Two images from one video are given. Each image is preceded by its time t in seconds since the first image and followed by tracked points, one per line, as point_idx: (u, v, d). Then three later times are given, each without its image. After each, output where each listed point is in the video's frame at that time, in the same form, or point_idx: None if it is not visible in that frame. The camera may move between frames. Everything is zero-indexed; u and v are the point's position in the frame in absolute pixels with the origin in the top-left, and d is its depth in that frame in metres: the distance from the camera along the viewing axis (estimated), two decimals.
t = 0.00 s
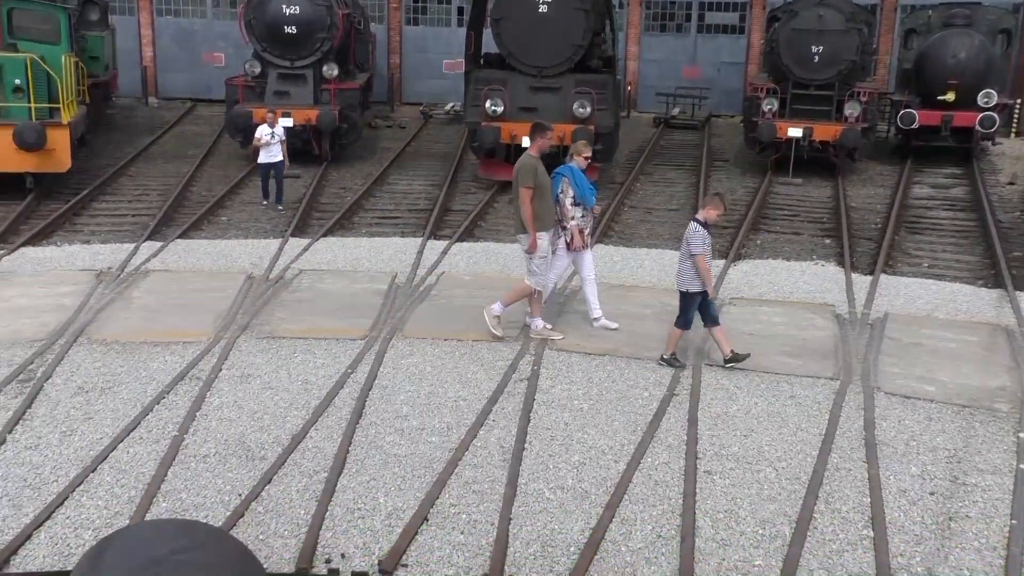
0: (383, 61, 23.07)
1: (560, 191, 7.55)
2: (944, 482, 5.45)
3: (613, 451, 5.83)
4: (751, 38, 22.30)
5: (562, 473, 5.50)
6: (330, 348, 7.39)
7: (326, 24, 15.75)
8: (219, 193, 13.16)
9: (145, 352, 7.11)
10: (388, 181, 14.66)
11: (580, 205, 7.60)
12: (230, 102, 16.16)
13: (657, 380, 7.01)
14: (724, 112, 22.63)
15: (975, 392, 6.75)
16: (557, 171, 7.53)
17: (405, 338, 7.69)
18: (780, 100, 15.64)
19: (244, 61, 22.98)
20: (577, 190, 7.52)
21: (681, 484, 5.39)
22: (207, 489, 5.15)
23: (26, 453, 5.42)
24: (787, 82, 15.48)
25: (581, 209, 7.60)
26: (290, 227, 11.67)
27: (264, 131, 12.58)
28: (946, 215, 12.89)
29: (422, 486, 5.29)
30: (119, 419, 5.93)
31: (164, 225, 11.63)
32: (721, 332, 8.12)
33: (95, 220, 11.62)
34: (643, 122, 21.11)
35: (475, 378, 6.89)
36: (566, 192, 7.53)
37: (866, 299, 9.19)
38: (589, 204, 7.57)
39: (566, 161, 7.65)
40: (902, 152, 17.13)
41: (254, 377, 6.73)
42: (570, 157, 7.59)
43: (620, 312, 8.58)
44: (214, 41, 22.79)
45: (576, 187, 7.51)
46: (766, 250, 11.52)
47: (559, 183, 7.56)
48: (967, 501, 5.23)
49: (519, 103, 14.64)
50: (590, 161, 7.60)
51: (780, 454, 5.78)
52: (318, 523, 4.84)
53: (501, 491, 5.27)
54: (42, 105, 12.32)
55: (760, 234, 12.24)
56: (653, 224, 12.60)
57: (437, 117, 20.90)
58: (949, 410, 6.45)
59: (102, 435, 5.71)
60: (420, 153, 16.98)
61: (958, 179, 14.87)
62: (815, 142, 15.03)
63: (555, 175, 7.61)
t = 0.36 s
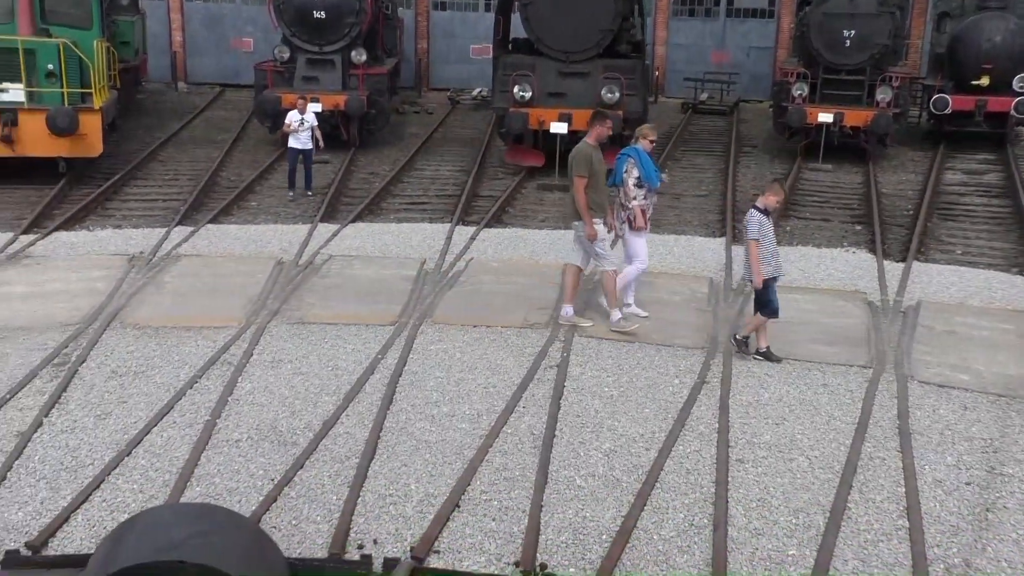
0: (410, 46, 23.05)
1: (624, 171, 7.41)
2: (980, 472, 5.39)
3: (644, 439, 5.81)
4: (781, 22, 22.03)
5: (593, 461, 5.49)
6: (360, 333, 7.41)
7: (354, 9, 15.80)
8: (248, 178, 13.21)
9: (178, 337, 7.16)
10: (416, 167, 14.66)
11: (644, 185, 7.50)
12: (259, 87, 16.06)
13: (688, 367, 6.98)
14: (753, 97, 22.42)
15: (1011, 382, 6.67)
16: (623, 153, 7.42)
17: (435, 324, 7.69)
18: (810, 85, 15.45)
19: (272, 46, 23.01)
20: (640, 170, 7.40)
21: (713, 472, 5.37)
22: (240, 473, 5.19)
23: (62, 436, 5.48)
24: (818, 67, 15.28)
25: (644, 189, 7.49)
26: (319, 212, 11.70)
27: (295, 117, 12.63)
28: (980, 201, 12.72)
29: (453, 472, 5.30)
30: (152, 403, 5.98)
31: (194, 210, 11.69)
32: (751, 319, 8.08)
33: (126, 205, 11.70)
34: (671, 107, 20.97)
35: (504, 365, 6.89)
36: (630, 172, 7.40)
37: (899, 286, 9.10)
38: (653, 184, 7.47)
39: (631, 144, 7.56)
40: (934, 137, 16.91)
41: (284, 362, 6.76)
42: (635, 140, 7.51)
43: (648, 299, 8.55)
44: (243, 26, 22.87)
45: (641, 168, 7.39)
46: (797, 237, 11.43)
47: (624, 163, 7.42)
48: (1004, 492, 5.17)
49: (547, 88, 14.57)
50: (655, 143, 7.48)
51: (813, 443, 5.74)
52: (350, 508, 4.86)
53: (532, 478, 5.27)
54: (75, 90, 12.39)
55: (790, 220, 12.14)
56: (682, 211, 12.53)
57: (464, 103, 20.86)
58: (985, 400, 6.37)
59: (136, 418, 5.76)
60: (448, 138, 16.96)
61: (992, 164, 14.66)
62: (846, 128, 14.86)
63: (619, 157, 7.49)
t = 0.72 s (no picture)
0: (434, 43, 23.06)
1: (684, 174, 7.39)
2: (1013, 473, 5.33)
3: (671, 438, 5.78)
4: (807, 18, 21.88)
5: (620, 459, 5.47)
6: (385, 330, 7.42)
7: (379, 6, 15.75)
8: (272, 175, 13.26)
9: (205, 332, 7.19)
10: (439, 163, 14.66)
11: (702, 189, 7.47)
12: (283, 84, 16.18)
13: (713, 366, 6.93)
14: (778, 94, 22.27)
15: None
16: (683, 155, 7.41)
17: (460, 321, 7.68)
18: (836, 81, 15.32)
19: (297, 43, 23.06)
20: (701, 174, 7.39)
21: (740, 472, 5.34)
22: (268, 470, 5.20)
23: (91, 430, 5.51)
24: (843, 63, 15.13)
25: (703, 192, 7.45)
26: (343, 209, 11.73)
27: (314, 116, 12.45)
28: (1009, 199, 12.58)
29: (480, 469, 5.29)
30: (180, 398, 6.01)
31: (220, 206, 11.75)
32: (777, 317, 8.02)
33: (152, 201, 11.77)
34: (695, 103, 20.87)
35: (530, 362, 6.87)
36: (691, 175, 7.38)
37: (927, 285, 9.01)
38: (712, 188, 7.44)
39: (690, 146, 7.53)
40: (962, 134, 16.74)
41: (310, 358, 6.78)
42: (693, 142, 7.48)
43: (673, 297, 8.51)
44: (267, 22, 22.95)
45: (702, 171, 7.38)
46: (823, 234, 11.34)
47: (684, 166, 7.40)
48: None
49: (571, 85, 14.53)
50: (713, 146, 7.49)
51: (841, 443, 5.69)
52: (378, 505, 4.86)
53: (558, 476, 5.25)
54: (102, 87, 12.47)
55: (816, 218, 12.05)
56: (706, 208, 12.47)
57: (487, 99, 20.84)
58: (1016, 400, 6.30)
59: (164, 414, 5.79)
60: (471, 135, 16.96)
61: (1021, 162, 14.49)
62: (872, 125, 14.74)
63: (679, 159, 7.47)
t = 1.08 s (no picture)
0: (455, 34, 23.04)
1: (747, 170, 7.37)
2: None
3: (695, 431, 5.76)
4: (831, 10, 21.73)
5: (644, 452, 5.46)
6: (408, 321, 7.44)
7: None
8: (295, 165, 13.29)
9: (229, 322, 7.23)
10: (461, 155, 14.65)
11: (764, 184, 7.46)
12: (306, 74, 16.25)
13: (738, 360, 6.90)
14: (802, 87, 22.11)
15: None
16: (744, 152, 7.36)
17: (483, 313, 7.68)
18: (862, 74, 15.20)
19: (319, 34, 23.08)
20: (764, 170, 7.39)
21: (765, 466, 5.31)
22: (293, 459, 5.22)
23: (118, 418, 5.55)
24: (870, 57, 15.00)
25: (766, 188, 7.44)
26: (365, 200, 11.75)
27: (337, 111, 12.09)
28: None
29: (504, 461, 5.29)
30: (206, 387, 6.05)
31: (243, 196, 11.79)
32: (802, 312, 7.98)
33: (176, 191, 11.83)
34: (718, 96, 20.77)
35: (554, 355, 6.87)
36: (754, 172, 7.37)
37: (954, 280, 8.94)
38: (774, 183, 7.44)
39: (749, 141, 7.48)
40: (988, 128, 16.58)
41: (334, 349, 6.80)
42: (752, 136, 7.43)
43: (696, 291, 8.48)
44: (290, 13, 23.00)
45: (764, 167, 7.37)
46: (847, 228, 11.27)
47: (747, 162, 7.37)
48: None
49: (594, 77, 14.49)
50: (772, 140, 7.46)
51: (867, 438, 5.66)
52: (402, 495, 4.88)
53: (582, 468, 5.25)
54: (127, 77, 12.53)
55: (840, 211, 11.97)
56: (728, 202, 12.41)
57: (509, 91, 20.81)
58: None
59: (189, 403, 5.82)
60: (493, 126, 16.94)
61: None
62: (898, 118, 14.63)
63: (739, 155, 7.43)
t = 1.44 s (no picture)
0: (486, 5, 22.91)
1: (811, 155, 7.14)
2: None
3: (722, 411, 5.75)
4: None
5: (670, 431, 5.45)
6: (436, 293, 7.45)
7: None
8: (324, 134, 13.29)
9: (257, 289, 7.26)
10: (490, 127, 14.60)
11: (828, 169, 7.23)
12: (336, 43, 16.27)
13: (766, 341, 6.87)
14: (836, 66, 21.84)
15: None
16: (809, 136, 7.12)
17: (511, 287, 7.67)
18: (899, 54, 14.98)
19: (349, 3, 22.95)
20: (828, 155, 7.14)
21: (792, 448, 5.29)
22: (321, 427, 5.26)
23: (149, 381, 5.61)
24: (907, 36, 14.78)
25: (829, 173, 7.22)
26: (394, 170, 11.74)
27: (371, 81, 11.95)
28: None
29: (530, 435, 5.30)
30: (235, 353, 6.09)
31: (272, 164, 11.81)
32: (832, 293, 7.93)
33: (206, 157, 11.87)
34: (750, 74, 20.57)
35: (581, 330, 6.85)
36: (818, 157, 7.13)
37: (988, 266, 8.84)
38: (838, 168, 7.21)
39: (815, 123, 7.23)
40: None
41: (362, 319, 6.82)
42: (819, 118, 7.17)
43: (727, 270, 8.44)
44: None
45: (829, 153, 7.13)
46: (879, 211, 11.15)
47: (811, 146, 7.15)
48: None
49: (626, 52, 14.40)
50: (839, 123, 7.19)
51: (896, 424, 5.62)
52: (429, 465, 4.90)
53: (608, 445, 5.25)
54: (160, 42, 12.54)
55: (872, 194, 11.85)
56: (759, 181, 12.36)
57: (539, 64, 20.70)
58: None
59: (219, 368, 5.87)
60: (522, 99, 16.86)
61: None
62: (934, 100, 14.44)
63: (804, 138, 7.19)
